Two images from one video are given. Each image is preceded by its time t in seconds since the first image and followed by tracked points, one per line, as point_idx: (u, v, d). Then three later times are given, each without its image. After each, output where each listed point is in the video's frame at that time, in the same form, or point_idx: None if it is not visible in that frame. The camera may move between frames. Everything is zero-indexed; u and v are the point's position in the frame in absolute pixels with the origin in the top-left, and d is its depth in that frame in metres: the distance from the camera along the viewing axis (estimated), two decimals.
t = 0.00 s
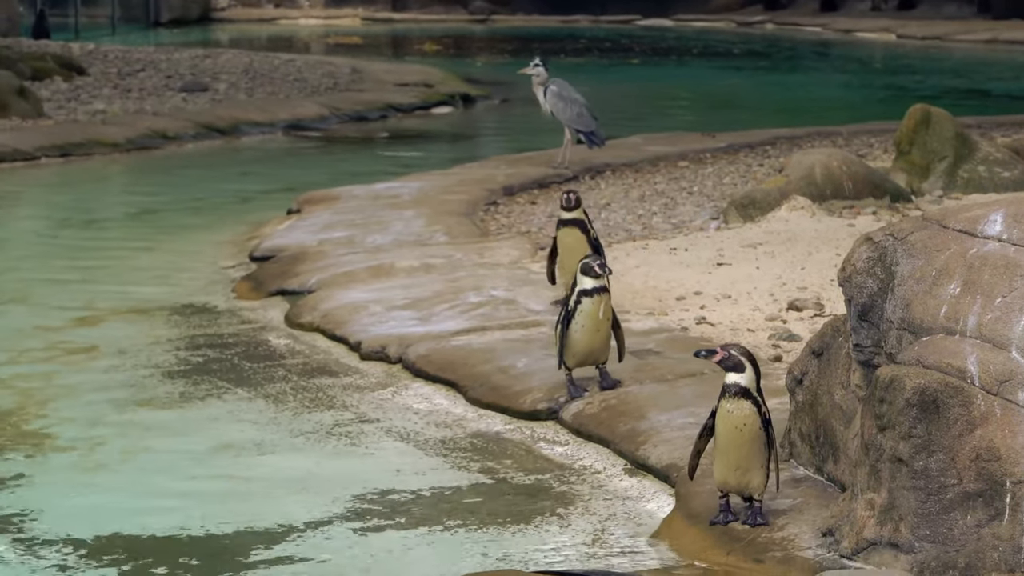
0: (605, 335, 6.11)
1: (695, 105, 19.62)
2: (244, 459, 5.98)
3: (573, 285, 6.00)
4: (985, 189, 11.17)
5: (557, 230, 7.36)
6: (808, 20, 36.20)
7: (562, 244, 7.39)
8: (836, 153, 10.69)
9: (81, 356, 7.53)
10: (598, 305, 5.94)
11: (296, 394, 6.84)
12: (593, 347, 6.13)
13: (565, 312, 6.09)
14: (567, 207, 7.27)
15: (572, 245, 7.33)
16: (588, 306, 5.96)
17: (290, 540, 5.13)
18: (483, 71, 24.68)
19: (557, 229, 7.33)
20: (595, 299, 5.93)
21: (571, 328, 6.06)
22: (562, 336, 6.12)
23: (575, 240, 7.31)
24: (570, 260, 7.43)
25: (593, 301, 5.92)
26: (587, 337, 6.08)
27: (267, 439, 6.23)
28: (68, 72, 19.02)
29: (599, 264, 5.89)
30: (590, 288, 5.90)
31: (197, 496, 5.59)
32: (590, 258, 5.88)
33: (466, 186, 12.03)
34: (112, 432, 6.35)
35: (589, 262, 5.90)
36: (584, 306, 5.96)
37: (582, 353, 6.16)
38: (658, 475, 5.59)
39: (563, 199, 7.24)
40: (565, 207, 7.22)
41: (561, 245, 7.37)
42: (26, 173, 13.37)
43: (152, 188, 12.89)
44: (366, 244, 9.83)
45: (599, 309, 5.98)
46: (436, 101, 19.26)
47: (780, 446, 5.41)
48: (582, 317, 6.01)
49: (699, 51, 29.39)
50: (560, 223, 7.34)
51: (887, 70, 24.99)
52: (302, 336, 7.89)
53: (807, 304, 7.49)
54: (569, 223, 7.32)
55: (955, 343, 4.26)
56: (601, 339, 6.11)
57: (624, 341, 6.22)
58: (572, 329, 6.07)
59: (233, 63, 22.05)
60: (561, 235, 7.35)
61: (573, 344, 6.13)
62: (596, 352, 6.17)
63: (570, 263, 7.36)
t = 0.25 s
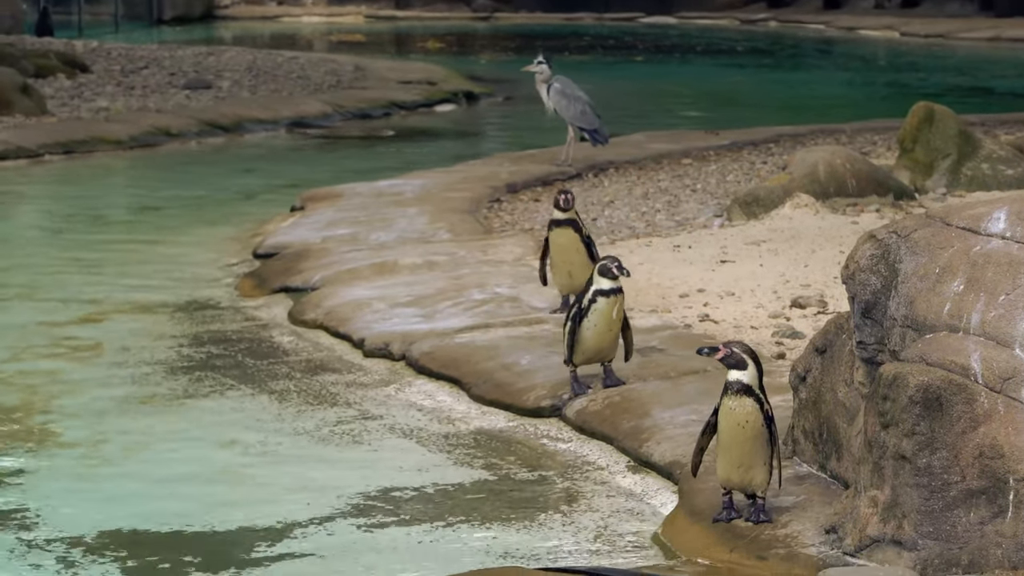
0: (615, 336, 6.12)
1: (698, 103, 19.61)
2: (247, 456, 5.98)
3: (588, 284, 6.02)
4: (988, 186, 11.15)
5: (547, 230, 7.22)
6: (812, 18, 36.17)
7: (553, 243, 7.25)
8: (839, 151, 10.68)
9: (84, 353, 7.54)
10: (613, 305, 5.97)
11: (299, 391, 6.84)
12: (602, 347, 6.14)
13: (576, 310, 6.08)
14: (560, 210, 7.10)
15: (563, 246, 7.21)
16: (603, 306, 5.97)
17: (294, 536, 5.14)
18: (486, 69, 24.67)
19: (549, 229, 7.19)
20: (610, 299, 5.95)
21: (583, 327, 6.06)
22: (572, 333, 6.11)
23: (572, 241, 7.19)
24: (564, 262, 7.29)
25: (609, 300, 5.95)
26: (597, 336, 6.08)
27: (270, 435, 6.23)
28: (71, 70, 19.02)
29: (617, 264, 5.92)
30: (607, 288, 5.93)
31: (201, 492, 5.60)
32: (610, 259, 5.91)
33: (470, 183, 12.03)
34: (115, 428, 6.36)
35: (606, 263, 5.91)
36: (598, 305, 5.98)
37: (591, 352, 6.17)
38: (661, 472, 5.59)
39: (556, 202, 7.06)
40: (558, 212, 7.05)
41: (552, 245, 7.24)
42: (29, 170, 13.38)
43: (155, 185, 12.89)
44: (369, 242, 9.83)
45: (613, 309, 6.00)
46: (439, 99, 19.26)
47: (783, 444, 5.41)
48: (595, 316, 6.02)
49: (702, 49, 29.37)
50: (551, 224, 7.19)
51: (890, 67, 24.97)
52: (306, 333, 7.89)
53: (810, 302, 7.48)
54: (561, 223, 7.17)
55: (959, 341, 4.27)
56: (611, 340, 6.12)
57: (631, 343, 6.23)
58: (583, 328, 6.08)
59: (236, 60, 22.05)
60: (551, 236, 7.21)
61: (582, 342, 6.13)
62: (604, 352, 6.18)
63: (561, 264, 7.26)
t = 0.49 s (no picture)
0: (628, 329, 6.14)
1: (703, 97, 19.60)
2: (252, 450, 5.99)
3: (604, 277, 6.03)
4: (993, 181, 11.13)
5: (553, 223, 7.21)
6: (817, 13, 36.12)
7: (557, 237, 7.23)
8: (844, 146, 10.67)
9: (89, 348, 7.55)
10: (630, 298, 5.98)
11: (303, 385, 6.85)
12: (615, 340, 6.15)
13: (593, 301, 6.08)
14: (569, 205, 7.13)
15: (568, 242, 7.18)
16: (621, 298, 5.98)
17: (298, 531, 5.15)
18: (491, 63, 24.66)
19: (555, 223, 7.18)
20: (627, 292, 5.96)
21: (598, 319, 6.06)
22: (587, 325, 6.11)
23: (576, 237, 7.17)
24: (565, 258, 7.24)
25: (626, 293, 5.96)
26: (611, 329, 6.09)
27: (275, 430, 6.24)
28: (77, 64, 19.03)
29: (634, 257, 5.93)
30: (626, 280, 5.94)
31: (205, 487, 5.61)
32: (626, 251, 5.92)
33: (475, 178, 12.03)
34: (120, 423, 6.37)
35: (624, 254, 5.92)
36: (615, 298, 5.98)
37: (603, 346, 6.18)
38: (666, 467, 5.59)
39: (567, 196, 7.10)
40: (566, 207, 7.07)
41: (556, 239, 7.21)
42: (35, 165, 13.39)
43: (160, 180, 12.90)
44: (374, 236, 9.84)
45: (629, 302, 6.01)
46: (444, 93, 19.26)
47: (788, 438, 5.42)
48: (610, 309, 6.02)
49: (707, 43, 29.35)
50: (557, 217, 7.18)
51: (896, 62, 24.95)
52: (310, 327, 7.90)
53: (815, 297, 7.48)
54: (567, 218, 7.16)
55: (964, 336, 4.27)
56: (624, 333, 6.13)
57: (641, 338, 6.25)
58: (597, 321, 6.08)
59: (242, 55, 22.05)
60: (556, 229, 7.19)
61: (596, 335, 6.13)
62: (616, 345, 6.20)
63: (562, 259, 7.22)
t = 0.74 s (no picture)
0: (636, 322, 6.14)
1: (701, 92, 19.58)
2: (249, 444, 5.99)
3: (611, 270, 6.02)
4: (991, 176, 11.12)
5: (542, 223, 7.18)
6: (816, 7, 36.09)
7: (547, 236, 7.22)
8: (843, 140, 10.66)
9: (87, 342, 7.54)
10: (639, 290, 5.98)
11: (301, 380, 6.85)
12: (623, 334, 6.17)
13: (601, 295, 6.07)
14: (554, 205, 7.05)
15: (559, 240, 7.17)
16: (630, 291, 5.98)
17: (296, 526, 5.14)
18: (489, 58, 24.65)
19: (544, 224, 7.15)
20: (636, 284, 5.96)
21: (608, 312, 6.06)
22: (595, 319, 6.11)
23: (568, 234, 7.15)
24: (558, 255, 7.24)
25: (634, 285, 5.95)
26: (620, 322, 6.10)
27: (272, 424, 6.24)
28: (75, 59, 19.01)
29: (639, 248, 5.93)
30: (633, 272, 5.94)
31: (203, 481, 5.61)
32: (630, 242, 5.91)
33: (473, 172, 12.02)
34: (118, 417, 6.37)
35: (627, 246, 5.93)
36: (624, 291, 5.98)
37: (611, 339, 6.19)
38: (663, 462, 5.59)
39: (550, 198, 7.00)
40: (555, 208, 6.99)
41: (547, 239, 7.20)
42: (32, 159, 13.37)
43: (158, 174, 12.89)
44: (372, 231, 9.83)
45: (638, 295, 6.01)
46: (442, 88, 19.24)
47: (786, 433, 5.42)
48: (620, 302, 6.02)
49: (706, 38, 29.34)
50: (546, 217, 7.14)
51: (894, 57, 24.93)
52: (308, 322, 7.90)
53: (813, 291, 7.48)
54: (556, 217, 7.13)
55: (961, 330, 4.27)
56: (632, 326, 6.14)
57: (648, 331, 6.27)
58: (606, 314, 6.09)
59: (240, 49, 22.02)
60: (547, 229, 7.17)
61: (604, 328, 6.14)
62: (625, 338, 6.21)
63: (557, 257, 7.23)
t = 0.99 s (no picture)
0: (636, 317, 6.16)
1: (695, 89, 19.58)
2: (243, 441, 5.98)
3: (603, 269, 6.05)
4: (985, 174, 11.13)
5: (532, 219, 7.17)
6: (810, 5, 36.10)
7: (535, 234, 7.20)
8: (837, 137, 10.67)
9: (80, 338, 7.53)
10: (633, 284, 6.01)
11: (295, 376, 6.84)
12: (626, 330, 6.17)
13: (596, 295, 6.08)
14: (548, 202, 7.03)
15: (546, 239, 7.15)
16: (625, 286, 6.01)
17: (289, 522, 5.14)
18: (484, 55, 24.63)
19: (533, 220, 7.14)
20: (630, 278, 5.99)
21: (606, 312, 6.07)
22: (595, 320, 6.11)
23: (554, 235, 7.13)
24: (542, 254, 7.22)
25: (629, 280, 5.98)
26: (620, 319, 6.11)
27: (266, 421, 6.23)
28: (69, 55, 18.98)
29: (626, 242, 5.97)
30: (623, 268, 5.97)
31: (197, 477, 5.60)
32: (616, 237, 5.96)
33: (467, 169, 12.02)
34: (111, 413, 6.35)
35: (613, 241, 5.97)
36: (619, 287, 6.01)
37: (612, 339, 6.18)
38: (657, 458, 5.59)
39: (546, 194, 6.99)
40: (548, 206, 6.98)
41: (535, 236, 7.18)
42: (26, 155, 13.35)
43: (152, 170, 12.87)
44: (366, 227, 9.82)
45: (633, 289, 6.04)
46: (436, 85, 19.23)
47: (779, 430, 5.42)
48: (617, 299, 6.04)
49: (700, 35, 29.33)
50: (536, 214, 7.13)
51: (888, 55, 24.94)
52: (302, 319, 7.89)
53: (806, 289, 7.48)
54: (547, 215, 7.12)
55: (955, 328, 4.27)
56: (633, 322, 6.16)
57: (648, 326, 6.28)
58: (605, 314, 6.08)
59: (234, 46, 21.99)
60: (535, 226, 7.16)
61: (606, 328, 6.13)
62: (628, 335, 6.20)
63: (540, 256, 7.20)
